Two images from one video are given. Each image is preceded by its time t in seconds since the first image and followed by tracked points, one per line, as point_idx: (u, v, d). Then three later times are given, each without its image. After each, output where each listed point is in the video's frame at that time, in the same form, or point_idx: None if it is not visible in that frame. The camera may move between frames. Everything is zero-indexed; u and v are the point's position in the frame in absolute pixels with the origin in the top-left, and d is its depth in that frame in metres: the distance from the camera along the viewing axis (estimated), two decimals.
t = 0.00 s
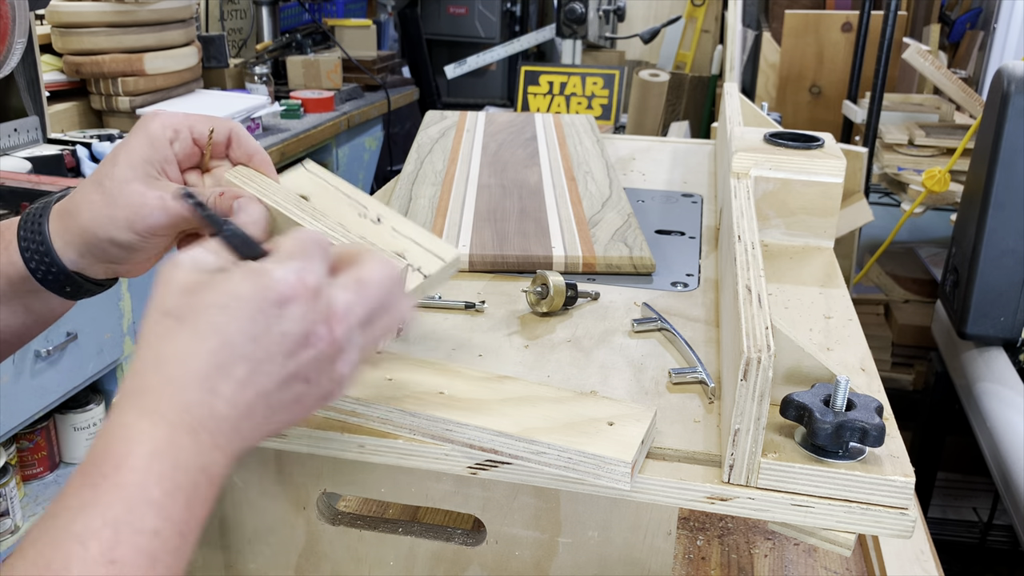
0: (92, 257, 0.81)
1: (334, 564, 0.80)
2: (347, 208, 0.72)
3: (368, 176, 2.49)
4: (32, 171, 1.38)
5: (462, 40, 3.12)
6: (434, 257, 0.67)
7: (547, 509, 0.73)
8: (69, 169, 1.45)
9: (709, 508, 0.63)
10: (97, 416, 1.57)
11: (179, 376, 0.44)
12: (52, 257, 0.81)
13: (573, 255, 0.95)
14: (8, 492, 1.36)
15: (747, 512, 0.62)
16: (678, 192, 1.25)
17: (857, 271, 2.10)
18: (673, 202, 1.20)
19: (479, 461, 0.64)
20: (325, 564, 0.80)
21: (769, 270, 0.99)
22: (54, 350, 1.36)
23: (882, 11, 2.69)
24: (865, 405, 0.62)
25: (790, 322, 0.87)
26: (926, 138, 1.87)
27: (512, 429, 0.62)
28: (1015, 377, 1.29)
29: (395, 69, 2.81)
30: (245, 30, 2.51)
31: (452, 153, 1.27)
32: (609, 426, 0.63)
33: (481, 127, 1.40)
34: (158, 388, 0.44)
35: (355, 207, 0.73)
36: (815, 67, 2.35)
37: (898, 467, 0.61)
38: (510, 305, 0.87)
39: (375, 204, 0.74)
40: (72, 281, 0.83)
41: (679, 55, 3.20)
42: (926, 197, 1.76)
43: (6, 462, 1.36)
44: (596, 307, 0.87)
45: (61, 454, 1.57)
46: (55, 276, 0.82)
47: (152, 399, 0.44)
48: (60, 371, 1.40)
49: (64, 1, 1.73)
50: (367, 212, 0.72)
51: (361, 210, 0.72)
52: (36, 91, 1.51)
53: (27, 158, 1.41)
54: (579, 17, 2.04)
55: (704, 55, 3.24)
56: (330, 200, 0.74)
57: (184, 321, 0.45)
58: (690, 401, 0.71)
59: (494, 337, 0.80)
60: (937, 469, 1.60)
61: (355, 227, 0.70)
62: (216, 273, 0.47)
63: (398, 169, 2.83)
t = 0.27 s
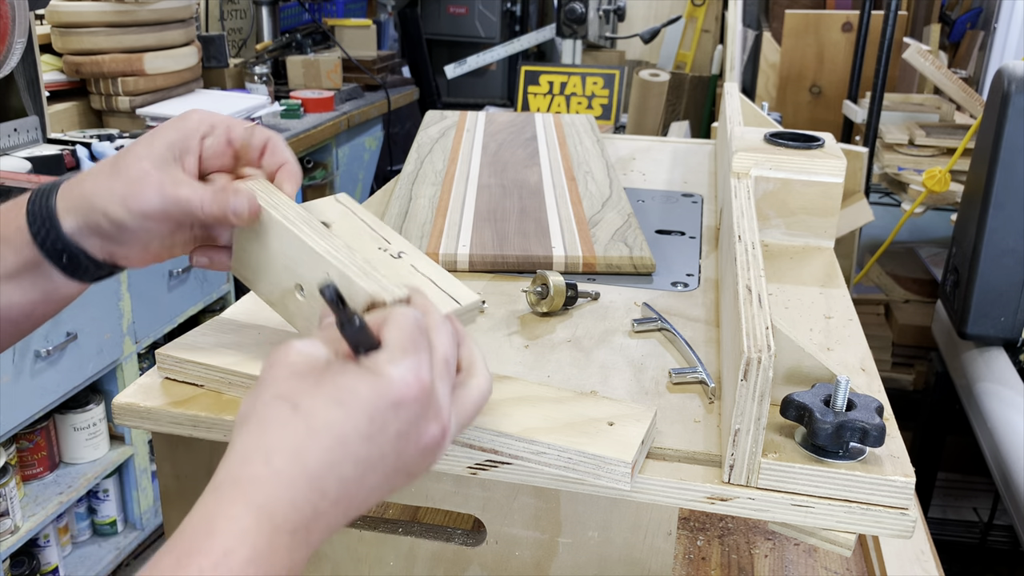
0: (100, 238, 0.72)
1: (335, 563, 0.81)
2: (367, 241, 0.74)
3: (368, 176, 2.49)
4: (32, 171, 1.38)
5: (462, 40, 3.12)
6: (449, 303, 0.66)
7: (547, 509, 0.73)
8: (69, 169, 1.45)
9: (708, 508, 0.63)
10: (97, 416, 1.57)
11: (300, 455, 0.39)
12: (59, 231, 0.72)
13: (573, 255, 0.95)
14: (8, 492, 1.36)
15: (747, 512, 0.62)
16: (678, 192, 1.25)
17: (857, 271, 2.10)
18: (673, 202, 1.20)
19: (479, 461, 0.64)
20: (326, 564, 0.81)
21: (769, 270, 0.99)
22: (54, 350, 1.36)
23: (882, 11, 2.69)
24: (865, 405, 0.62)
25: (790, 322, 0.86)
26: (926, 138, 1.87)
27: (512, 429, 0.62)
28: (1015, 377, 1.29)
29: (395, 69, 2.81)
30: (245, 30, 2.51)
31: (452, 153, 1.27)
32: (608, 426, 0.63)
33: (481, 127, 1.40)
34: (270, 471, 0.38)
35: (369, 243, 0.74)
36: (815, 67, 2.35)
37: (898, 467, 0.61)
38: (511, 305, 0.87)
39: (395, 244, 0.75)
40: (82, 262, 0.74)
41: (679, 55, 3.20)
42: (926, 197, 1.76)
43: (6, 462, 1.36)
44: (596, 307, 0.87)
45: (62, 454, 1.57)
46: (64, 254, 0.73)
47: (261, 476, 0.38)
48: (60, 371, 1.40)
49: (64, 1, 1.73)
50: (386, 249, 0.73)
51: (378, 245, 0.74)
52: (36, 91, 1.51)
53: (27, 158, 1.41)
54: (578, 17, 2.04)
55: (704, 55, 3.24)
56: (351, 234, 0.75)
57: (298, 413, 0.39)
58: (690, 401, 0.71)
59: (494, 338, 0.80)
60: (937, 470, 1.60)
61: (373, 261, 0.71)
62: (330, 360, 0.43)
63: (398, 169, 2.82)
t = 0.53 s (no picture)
0: (213, 183, 0.86)
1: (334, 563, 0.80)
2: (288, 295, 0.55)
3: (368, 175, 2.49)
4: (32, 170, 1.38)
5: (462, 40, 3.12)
6: (353, 403, 0.53)
7: (547, 510, 0.73)
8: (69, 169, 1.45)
9: (709, 508, 0.63)
10: (97, 416, 1.57)
11: None
12: (185, 179, 0.84)
13: (573, 255, 0.95)
14: (8, 492, 1.36)
15: (747, 512, 0.62)
16: (679, 192, 1.25)
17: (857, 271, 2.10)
18: (673, 202, 1.20)
19: (479, 461, 0.64)
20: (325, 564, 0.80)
21: (769, 270, 0.99)
22: (54, 350, 1.36)
23: (882, 11, 2.69)
24: (865, 405, 0.62)
25: (790, 322, 0.86)
26: (926, 138, 1.87)
27: (512, 429, 0.62)
28: (1015, 377, 1.29)
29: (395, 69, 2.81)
30: (245, 30, 2.51)
31: (452, 153, 1.27)
32: (609, 426, 0.63)
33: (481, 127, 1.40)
34: None
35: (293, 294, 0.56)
36: (815, 67, 2.35)
37: (898, 467, 0.61)
38: (510, 305, 0.87)
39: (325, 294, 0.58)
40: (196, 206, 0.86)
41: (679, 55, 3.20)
42: (926, 197, 1.76)
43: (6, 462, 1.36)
44: (596, 307, 0.87)
45: (62, 454, 1.57)
46: (182, 199, 0.85)
47: None
48: (60, 371, 1.40)
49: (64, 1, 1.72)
50: (312, 308, 0.56)
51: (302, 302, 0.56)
52: (35, 91, 1.51)
53: (27, 158, 1.41)
54: (579, 17, 2.04)
55: (704, 55, 3.24)
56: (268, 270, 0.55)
57: (144, 563, 0.39)
58: (690, 401, 0.71)
59: (494, 338, 0.80)
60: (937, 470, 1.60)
61: (280, 335, 0.53)
62: (184, 495, 0.41)
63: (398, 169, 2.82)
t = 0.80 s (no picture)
0: (283, 182, 0.75)
1: (334, 563, 0.80)
2: (100, 407, 0.50)
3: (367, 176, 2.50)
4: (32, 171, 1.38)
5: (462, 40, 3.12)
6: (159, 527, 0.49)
7: (547, 510, 0.73)
8: (69, 170, 1.45)
9: (709, 508, 0.63)
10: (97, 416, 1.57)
11: None
12: (252, 176, 0.74)
13: (573, 255, 0.95)
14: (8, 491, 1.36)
15: (747, 512, 0.62)
16: (678, 192, 1.25)
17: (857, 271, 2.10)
18: (673, 202, 1.20)
19: (479, 461, 0.64)
20: (325, 564, 0.80)
21: (769, 270, 0.99)
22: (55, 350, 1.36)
23: (882, 11, 2.69)
24: (865, 405, 0.62)
25: (790, 322, 0.86)
26: (926, 138, 1.87)
27: (512, 429, 0.62)
28: (1015, 376, 1.29)
29: (395, 69, 2.81)
30: (245, 30, 2.50)
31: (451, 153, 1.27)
32: (608, 426, 0.63)
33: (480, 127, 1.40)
34: None
35: (97, 406, 0.50)
36: (815, 67, 2.35)
37: (898, 467, 0.61)
38: (510, 305, 0.87)
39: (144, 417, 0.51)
40: (268, 213, 0.75)
41: (679, 55, 3.20)
42: (926, 197, 1.76)
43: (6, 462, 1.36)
44: (596, 307, 0.87)
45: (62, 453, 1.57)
46: (249, 204, 0.74)
47: None
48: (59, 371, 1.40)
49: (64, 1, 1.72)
50: (125, 432, 0.50)
51: (113, 421, 0.50)
52: (35, 91, 1.51)
53: (27, 158, 1.41)
54: (579, 17, 2.04)
55: (704, 55, 3.24)
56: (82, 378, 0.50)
57: None
58: (690, 401, 0.71)
59: (494, 338, 0.80)
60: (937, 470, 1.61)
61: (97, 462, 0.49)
62: None
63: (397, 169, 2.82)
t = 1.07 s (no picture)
0: (305, 180, 0.75)
1: (334, 563, 0.80)
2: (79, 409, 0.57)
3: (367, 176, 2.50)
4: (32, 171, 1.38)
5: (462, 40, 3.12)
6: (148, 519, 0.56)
7: (547, 510, 0.73)
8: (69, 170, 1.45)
9: (709, 508, 0.63)
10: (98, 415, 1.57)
11: None
12: (274, 172, 0.74)
13: (573, 255, 0.95)
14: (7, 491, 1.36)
15: (747, 512, 0.62)
16: (678, 192, 1.25)
17: (857, 271, 2.10)
18: (673, 202, 1.20)
19: (479, 461, 0.64)
20: (325, 564, 0.80)
21: (769, 270, 0.99)
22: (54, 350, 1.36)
23: (882, 11, 2.69)
24: (865, 405, 0.62)
25: (790, 322, 0.86)
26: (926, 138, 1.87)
27: (512, 429, 0.62)
28: (1015, 376, 1.29)
29: (395, 69, 2.82)
30: (245, 30, 2.50)
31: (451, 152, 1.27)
32: (608, 426, 0.63)
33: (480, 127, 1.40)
34: None
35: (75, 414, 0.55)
36: (815, 67, 2.35)
37: (898, 467, 0.61)
38: (510, 305, 0.87)
39: (115, 412, 0.60)
40: (286, 211, 0.75)
41: (679, 55, 3.20)
42: (926, 197, 1.76)
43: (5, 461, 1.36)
44: (596, 307, 0.87)
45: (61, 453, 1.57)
46: (270, 201, 0.75)
47: None
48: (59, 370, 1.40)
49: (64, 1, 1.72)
50: (100, 426, 0.58)
51: (92, 417, 0.58)
52: (35, 91, 1.51)
53: (27, 158, 1.41)
54: (579, 17, 2.04)
55: (704, 55, 3.24)
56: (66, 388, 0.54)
57: None
58: (690, 401, 0.71)
59: (494, 338, 0.80)
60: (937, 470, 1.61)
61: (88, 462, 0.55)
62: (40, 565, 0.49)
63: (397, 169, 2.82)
